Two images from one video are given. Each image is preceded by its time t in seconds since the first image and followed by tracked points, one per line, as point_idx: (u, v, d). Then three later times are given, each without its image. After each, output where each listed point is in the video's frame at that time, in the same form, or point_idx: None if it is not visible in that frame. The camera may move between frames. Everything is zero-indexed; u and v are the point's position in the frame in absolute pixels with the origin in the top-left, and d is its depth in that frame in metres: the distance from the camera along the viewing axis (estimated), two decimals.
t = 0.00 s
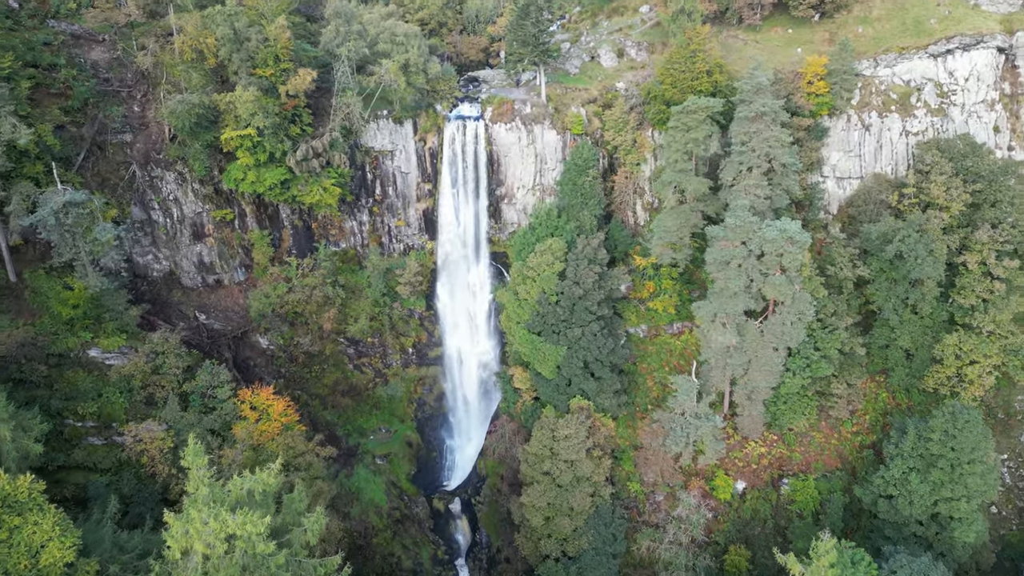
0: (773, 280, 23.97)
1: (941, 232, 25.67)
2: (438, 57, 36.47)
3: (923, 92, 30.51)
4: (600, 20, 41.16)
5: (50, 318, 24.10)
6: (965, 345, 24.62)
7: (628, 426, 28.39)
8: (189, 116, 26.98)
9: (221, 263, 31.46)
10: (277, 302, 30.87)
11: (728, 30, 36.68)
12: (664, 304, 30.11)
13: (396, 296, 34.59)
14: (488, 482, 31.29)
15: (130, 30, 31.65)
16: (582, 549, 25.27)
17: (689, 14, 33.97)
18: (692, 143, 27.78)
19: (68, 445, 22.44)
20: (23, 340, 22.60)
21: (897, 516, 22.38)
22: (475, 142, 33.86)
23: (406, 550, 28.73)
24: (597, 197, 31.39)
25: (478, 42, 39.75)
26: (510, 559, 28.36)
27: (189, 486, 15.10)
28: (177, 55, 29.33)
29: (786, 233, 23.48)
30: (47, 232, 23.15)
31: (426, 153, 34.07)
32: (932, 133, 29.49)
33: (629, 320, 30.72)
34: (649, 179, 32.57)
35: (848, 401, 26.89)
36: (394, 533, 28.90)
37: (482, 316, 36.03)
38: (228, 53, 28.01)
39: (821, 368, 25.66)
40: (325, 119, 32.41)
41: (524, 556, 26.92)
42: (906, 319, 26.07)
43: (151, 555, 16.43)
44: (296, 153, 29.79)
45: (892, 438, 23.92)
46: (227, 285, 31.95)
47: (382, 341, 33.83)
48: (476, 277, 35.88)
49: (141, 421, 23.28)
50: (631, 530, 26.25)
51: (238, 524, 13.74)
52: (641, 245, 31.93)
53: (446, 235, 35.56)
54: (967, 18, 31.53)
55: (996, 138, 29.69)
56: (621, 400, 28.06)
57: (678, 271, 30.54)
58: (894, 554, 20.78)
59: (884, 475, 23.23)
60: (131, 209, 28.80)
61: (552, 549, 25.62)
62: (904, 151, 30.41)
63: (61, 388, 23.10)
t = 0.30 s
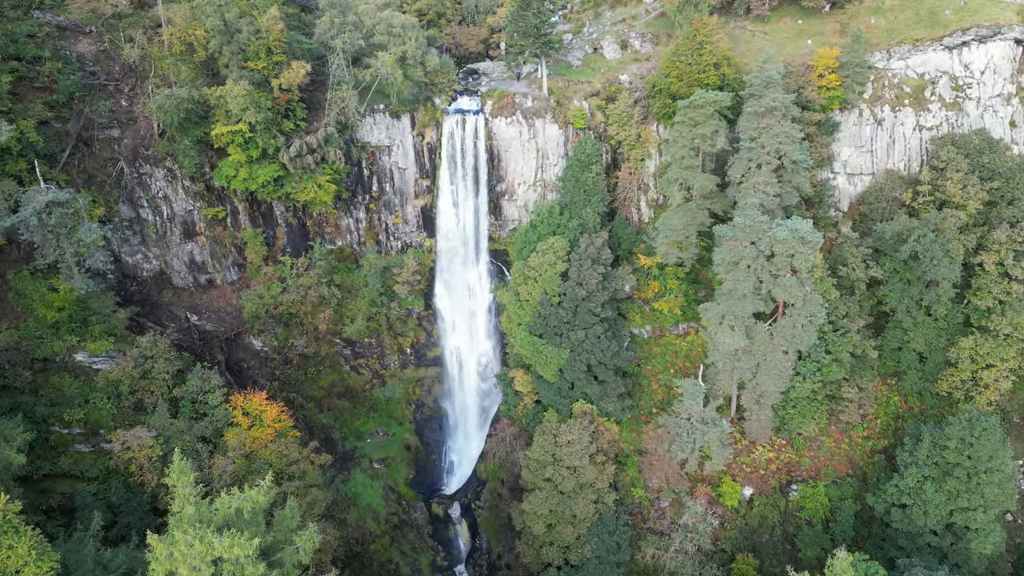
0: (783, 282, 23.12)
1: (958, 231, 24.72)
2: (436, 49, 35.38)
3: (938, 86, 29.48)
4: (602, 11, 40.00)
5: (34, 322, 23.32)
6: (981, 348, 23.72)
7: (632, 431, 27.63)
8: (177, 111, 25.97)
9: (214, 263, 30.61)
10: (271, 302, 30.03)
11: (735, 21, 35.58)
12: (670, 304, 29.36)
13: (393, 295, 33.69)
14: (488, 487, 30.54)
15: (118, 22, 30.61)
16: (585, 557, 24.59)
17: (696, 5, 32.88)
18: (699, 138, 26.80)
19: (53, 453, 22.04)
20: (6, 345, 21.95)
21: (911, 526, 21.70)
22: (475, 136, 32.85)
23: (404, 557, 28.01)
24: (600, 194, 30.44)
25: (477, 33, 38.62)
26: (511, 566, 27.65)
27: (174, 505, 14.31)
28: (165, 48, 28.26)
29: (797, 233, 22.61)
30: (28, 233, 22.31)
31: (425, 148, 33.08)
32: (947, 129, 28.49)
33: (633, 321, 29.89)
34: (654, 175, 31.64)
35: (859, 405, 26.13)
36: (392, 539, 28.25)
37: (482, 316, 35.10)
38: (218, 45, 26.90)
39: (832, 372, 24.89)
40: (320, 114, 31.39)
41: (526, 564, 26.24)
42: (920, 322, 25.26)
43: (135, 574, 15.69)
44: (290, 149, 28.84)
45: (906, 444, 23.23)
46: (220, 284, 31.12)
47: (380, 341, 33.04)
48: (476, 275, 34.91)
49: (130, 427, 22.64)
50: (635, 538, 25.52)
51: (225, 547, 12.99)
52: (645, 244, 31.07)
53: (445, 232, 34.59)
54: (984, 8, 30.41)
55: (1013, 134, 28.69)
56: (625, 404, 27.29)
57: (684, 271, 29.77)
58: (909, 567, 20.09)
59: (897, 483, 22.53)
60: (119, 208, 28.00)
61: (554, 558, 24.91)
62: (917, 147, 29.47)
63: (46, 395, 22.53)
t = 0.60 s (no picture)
0: (795, 284, 22.27)
1: (976, 231, 23.82)
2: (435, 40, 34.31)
3: (954, 79, 28.41)
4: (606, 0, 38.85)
5: (17, 325, 22.53)
6: (998, 352, 22.79)
7: (636, 435, 26.88)
8: (165, 106, 24.99)
9: (205, 262, 29.76)
10: (265, 303, 29.23)
11: (743, 11, 34.50)
12: (676, 305, 28.64)
13: (391, 294, 32.80)
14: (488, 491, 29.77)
15: (104, 12, 29.59)
16: (588, 566, 23.91)
17: None
18: (707, 134, 25.82)
19: (39, 461, 21.56)
20: None
21: (925, 536, 21.10)
22: (475, 131, 31.86)
23: (403, 562, 27.22)
24: (604, 190, 29.54)
25: (477, 24, 37.52)
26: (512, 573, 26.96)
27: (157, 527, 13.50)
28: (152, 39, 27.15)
29: (810, 233, 21.75)
30: (10, 234, 21.48)
31: (423, 143, 32.08)
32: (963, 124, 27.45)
33: (637, 322, 29.02)
34: (659, 170, 30.65)
35: (871, 410, 25.39)
36: (390, 546, 27.52)
37: (482, 315, 34.28)
38: (207, 36, 25.85)
39: (843, 376, 24.12)
40: (314, 108, 30.39)
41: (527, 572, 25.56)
42: (935, 324, 24.47)
43: None
44: (283, 145, 27.89)
45: (920, 452, 22.64)
46: (212, 284, 30.29)
47: (377, 342, 32.23)
48: (476, 274, 34.03)
49: (118, 435, 21.94)
50: (639, 546, 24.85)
51: (209, 573, 12.18)
52: (650, 242, 30.27)
53: (444, 230, 33.64)
54: None
55: None
56: (629, 408, 26.52)
57: (690, 271, 28.96)
58: None
59: (911, 492, 21.88)
60: (106, 207, 27.12)
61: (557, 566, 24.21)
62: (932, 142, 28.50)
63: (31, 401, 21.88)
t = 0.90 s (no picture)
0: (806, 287, 21.43)
1: (995, 231, 22.90)
2: (433, 32, 33.22)
3: (970, 73, 27.40)
4: None
5: None
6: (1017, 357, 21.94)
7: (641, 440, 26.15)
8: (152, 101, 24.03)
9: (196, 262, 28.90)
10: (258, 304, 28.45)
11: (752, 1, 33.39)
12: (682, 307, 27.66)
13: (388, 295, 31.88)
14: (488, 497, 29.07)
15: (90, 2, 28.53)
16: None
17: None
18: (716, 130, 24.86)
19: (24, 471, 21.09)
20: None
21: (940, 548, 20.52)
22: (474, 126, 30.90)
23: (401, 570, 26.51)
24: (608, 187, 28.64)
25: (476, 15, 36.43)
26: None
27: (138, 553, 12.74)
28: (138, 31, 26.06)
29: (822, 234, 20.92)
30: None
31: (421, 138, 31.09)
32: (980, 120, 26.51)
33: (642, 324, 28.21)
34: (665, 167, 29.79)
35: (883, 416, 24.66)
36: (388, 553, 26.83)
37: (482, 316, 33.36)
38: (196, 28, 24.79)
39: (855, 381, 23.36)
40: (308, 102, 29.41)
41: None
42: (950, 327, 23.65)
43: None
44: (276, 142, 26.85)
45: (935, 461, 21.98)
46: (203, 285, 29.46)
47: (374, 343, 31.40)
48: (475, 273, 33.09)
49: (105, 443, 21.25)
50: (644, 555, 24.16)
51: None
52: (656, 241, 29.49)
53: (443, 228, 32.69)
54: None
55: None
56: (634, 413, 25.75)
57: (697, 272, 28.12)
58: None
59: (926, 502, 21.24)
60: (93, 206, 26.30)
61: None
62: (946, 138, 27.61)
63: (14, 409, 21.40)
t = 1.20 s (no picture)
0: (820, 297, 20.58)
1: (1015, 237, 22.06)
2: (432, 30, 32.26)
3: (987, 72, 26.43)
4: None
5: None
6: None
7: (646, 453, 25.36)
8: (139, 103, 23.17)
9: (187, 268, 28.06)
10: (251, 312, 27.62)
11: None
12: (688, 315, 26.86)
13: (385, 301, 31.01)
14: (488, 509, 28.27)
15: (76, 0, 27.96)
16: None
17: None
18: (725, 132, 23.95)
19: (7, 488, 20.25)
20: None
21: (958, 569, 19.83)
22: (474, 127, 29.99)
23: None
24: (612, 191, 27.78)
25: (475, 12, 35.46)
26: None
27: None
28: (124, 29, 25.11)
29: (836, 242, 20.06)
30: None
31: (419, 140, 30.19)
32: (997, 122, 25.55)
33: (647, 332, 27.38)
34: (670, 169, 28.90)
35: (897, 428, 23.84)
36: (385, 567, 26.09)
37: (482, 322, 32.42)
38: (185, 27, 23.90)
39: (869, 393, 22.55)
40: (302, 102, 28.45)
41: None
42: (967, 337, 22.81)
43: None
44: (269, 144, 25.98)
45: (952, 478, 21.15)
46: (194, 292, 28.63)
47: (371, 351, 30.55)
48: (475, 278, 32.18)
49: (90, 459, 20.56)
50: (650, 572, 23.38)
51: None
52: (661, 245, 28.71)
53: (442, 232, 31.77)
54: None
55: None
56: (639, 425, 24.95)
57: (704, 278, 27.29)
58: None
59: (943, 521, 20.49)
60: (80, 211, 25.59)
61: None
62: (962, 139, 26.72)
63: None
